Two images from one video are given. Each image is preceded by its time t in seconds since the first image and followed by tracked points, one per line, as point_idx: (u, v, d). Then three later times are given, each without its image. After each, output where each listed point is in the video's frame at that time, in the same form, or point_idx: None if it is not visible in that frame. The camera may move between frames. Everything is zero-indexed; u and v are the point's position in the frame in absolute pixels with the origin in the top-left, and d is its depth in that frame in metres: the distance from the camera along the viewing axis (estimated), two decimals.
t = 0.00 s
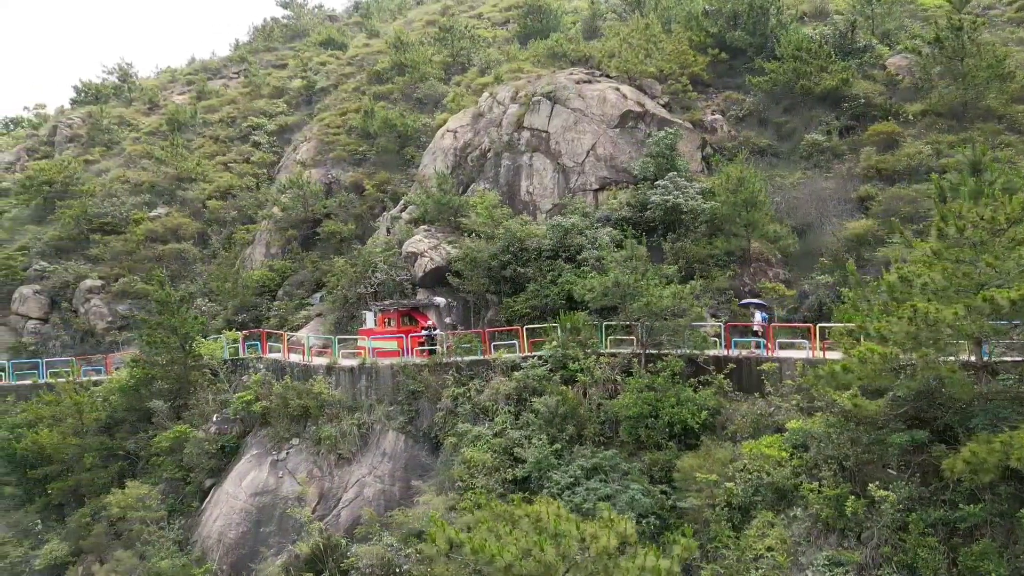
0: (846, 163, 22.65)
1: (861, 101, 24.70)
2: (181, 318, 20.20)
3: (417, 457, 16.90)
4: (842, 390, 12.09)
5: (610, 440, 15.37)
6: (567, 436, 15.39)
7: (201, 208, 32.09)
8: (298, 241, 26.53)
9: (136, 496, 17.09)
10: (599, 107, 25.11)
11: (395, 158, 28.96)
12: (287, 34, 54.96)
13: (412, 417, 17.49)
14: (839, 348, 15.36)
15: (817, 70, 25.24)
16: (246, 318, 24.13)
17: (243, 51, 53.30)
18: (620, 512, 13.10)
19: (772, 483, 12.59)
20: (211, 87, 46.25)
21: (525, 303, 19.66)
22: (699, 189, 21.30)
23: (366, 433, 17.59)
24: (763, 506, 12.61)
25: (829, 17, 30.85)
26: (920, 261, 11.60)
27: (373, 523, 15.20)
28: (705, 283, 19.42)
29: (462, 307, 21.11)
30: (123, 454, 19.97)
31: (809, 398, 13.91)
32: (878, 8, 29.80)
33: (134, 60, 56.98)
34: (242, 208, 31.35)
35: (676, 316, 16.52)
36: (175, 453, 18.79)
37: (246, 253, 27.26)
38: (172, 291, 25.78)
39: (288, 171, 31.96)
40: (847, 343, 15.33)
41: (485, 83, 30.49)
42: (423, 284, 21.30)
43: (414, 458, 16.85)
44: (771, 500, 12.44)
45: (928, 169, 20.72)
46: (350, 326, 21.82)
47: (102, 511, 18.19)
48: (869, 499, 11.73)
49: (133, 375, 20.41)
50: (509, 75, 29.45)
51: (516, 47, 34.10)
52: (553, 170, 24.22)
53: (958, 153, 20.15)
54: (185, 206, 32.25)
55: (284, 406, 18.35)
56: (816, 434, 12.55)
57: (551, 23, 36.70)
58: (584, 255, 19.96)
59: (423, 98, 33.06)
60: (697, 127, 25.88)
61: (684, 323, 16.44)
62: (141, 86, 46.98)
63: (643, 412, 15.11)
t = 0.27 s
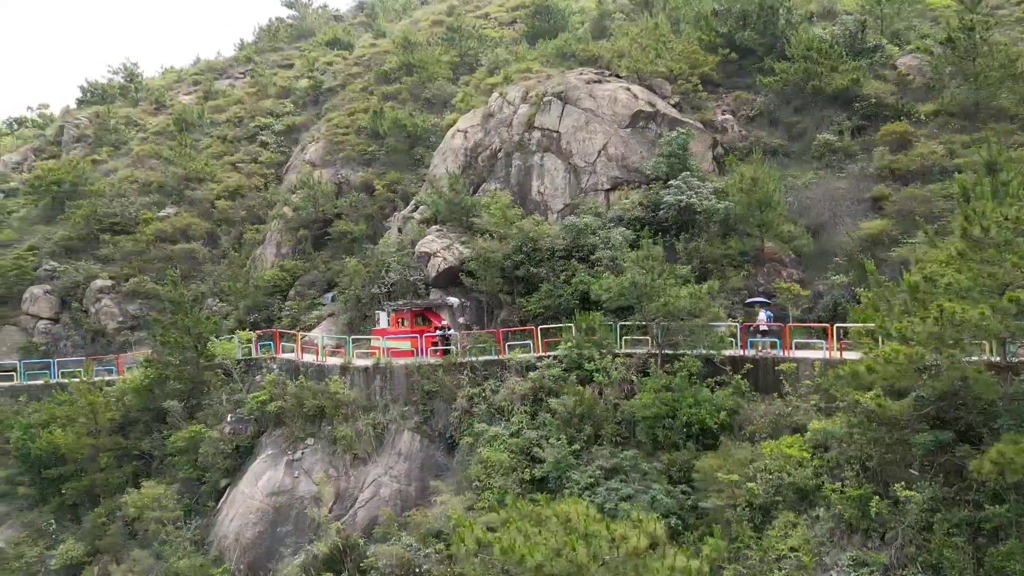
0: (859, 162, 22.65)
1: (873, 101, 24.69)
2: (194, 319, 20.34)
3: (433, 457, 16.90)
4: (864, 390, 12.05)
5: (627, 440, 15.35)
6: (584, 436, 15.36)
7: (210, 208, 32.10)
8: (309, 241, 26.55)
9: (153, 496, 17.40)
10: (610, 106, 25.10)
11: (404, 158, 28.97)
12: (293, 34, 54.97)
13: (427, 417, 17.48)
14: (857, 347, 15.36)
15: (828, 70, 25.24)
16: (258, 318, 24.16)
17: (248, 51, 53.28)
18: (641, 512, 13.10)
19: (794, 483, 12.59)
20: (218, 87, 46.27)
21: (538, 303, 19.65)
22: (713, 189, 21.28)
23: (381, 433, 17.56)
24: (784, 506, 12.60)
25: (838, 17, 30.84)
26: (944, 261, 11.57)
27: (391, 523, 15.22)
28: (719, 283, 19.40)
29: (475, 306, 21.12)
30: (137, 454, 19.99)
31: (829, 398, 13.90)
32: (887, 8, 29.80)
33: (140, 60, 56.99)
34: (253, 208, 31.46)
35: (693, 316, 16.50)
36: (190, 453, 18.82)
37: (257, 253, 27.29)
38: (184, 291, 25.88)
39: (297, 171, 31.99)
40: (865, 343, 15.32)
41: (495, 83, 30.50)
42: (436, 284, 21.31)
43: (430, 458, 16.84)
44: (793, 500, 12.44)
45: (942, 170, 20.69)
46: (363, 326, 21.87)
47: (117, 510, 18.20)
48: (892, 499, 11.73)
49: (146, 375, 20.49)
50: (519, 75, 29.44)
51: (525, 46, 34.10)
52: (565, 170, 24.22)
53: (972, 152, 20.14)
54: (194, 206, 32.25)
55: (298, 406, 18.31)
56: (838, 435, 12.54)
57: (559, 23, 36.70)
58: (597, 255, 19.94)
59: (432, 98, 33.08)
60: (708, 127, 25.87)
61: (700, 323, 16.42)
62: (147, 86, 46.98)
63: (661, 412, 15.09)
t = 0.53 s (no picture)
0: (873, 162, 22.64)
1: (886, 101, 24.67)
2: (210, 318, 20.37)
3: (452, 457, 16.92)
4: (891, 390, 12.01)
5: (648, 440, 15.34)
6: (604, 435, 15.35)
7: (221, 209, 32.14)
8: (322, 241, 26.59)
9: (172, 496, 17.37)
10: (623, 106, 25.10)
11: (416, 158, 28.98)
12: (299, 34, 54.98)
13: (445, 417, 17.47)
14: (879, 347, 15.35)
15: (841, 70, 25.23)
16: (272, 318, 24.21)
17: (255, 51, 53.29)
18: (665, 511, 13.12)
19: (819, 483, 12.60)
20: (226, 87, 46.32)
21: (554, 303, 19.62)
22: (728, 189, 21.26)
23: (399, 433, 17.54)
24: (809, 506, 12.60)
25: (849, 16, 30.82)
26: (973, 261, 11.53)
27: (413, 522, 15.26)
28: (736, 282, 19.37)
29: (491, 306, 21.13)
30: (154, 454, 20.03)
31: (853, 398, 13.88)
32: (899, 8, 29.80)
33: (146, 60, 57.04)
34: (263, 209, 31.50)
35: (712, 316, 16.47)
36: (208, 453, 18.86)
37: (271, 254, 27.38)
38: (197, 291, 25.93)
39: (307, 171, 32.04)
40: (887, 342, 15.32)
41: (506, 82, 30.52)
42: (451, 284, 21.32)
43: (449, 458, 16.83)
44: (819, 500, 12.44)
45: (958, 170, 20.54)
46: (378, 326, 21.95)
47: (135, 510, 18.24)
48: (920, 499, 11.72)
49: (162, 375, 20.41)
50: (530, 75, 29.43)
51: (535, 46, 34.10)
52: (578, 170, 24.21)
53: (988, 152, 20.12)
54: (204, 206, 32.26)
55: (316, 406, 18.30)
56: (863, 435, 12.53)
57: (568, 23, 36.70)
58: (613, 255, 19.94)
59: (442, 98, 33.11)
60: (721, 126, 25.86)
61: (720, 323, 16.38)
62: (155, 86, 47.00)
63: (682, 412, 15.06)
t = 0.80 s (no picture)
0: (890, 162, 22.65)
1: (901, 100, 24.68)
2: (228, 318, 20.48)
3: (474, 457, 16.91)
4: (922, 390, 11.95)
5: (672, 440, 15.32)
6: (628, 435, 15.32)
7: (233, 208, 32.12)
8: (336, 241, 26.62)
9: (194, 496, 17.41)
10: (638, 106, 25.10)
11: (429, 158, 28.99)
12: (306, 34, 54.99)
13: (465, 417, 17.43)
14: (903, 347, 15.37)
15: (856, 70, 25.23)
16: (288, 318, 24.24)
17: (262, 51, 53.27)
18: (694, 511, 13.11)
19: (848, 483, 12.61)
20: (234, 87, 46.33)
21: (572, 303, 19.61)
22: (746, 188, 21.26)
23: (419, 433, 17.51)
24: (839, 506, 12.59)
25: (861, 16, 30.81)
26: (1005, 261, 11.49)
27: (438, 522, 15.27)
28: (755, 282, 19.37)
29: (509, 306, 21.15)
30: (173, 454, 20.05)
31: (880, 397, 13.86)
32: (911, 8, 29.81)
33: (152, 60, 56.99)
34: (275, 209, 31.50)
35: (734, 315, 16.45)
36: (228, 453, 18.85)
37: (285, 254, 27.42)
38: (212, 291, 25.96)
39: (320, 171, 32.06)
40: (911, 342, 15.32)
41: (518, 82, 30.53)
42: (468, 284, 21.33)
43: (470, 458, 16.82)
44: (849, 500, 12.44)
45: (977, 169, 20.64)
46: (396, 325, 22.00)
47: (156, 510, 18.25)
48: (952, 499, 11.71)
49: (181, 374, 20.33)
50: (543, 74, 29.43)
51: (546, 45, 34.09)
52: (594, 170, 24.21)
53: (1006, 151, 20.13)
54: (216, 206, 32.26)
55: (336, 406, 18.21)
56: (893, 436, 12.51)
57: (579, 22, 36.70)
58: (632, 254, 19.94)
59: (453, 98, 33.14)
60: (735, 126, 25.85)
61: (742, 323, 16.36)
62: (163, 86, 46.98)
63: (706, 412, 15.02)
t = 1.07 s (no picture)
0: (909, 161, 22.59)
1: (919, 100, 24.63)
2: (247, 318, 20.41)
3: (497, 456, 16.86)
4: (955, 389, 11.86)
5: (699, 439, 15.29)
6: (654, 434, 15.30)
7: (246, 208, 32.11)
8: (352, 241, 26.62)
9: (217, 495, 17.48)
10: (654, 105, 25.07)
11: (443, 158, 28.96)
12: (315, 34, 54.97)
13: (487, 417, 17.36)
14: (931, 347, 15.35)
15: (873, 69, 25.16)
16: (305, 318, 24.25)
17: (270, 50, 53.26)
18: (724, 511, 13.10)
19: (881, 483, 12.62)
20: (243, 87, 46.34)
21: (592, 302, 19.55)
22: (765, 188, 21.22)
23: (442, 433, 17.46)
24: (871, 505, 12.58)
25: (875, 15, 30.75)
26: None
27: (463, 522, 15.26)
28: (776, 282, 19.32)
29: (528, 306, 21.11)
30: (194, 453, 20.08)
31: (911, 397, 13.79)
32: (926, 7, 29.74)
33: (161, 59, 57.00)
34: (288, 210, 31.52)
35: (759, 315, 16.41)
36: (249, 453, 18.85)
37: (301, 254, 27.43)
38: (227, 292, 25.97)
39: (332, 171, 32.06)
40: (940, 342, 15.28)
41: (532, 82, 30.51)
42: (487, 283, 21.30)
43: (494, 457, 16.79)
44: (881, 500, 12.44)
45: (997, 169, 20.58)
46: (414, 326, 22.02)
47: (178, 509, 18.28)
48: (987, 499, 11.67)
49: (200, 374, 20.30)
50: (557, 74, 29.40)
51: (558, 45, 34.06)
52: (611, 169, 24.17)
53: None
54: (229, 206, 32.26)
55: (358, 405, 18.22)
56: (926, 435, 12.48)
57: (590, 22, 36.64)
58: (653, 254, 19.91)
59: (465, 98, 33.12)
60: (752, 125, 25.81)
61: (767, 322, 16.30)
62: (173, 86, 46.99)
63: (733, 412, 14.97)
